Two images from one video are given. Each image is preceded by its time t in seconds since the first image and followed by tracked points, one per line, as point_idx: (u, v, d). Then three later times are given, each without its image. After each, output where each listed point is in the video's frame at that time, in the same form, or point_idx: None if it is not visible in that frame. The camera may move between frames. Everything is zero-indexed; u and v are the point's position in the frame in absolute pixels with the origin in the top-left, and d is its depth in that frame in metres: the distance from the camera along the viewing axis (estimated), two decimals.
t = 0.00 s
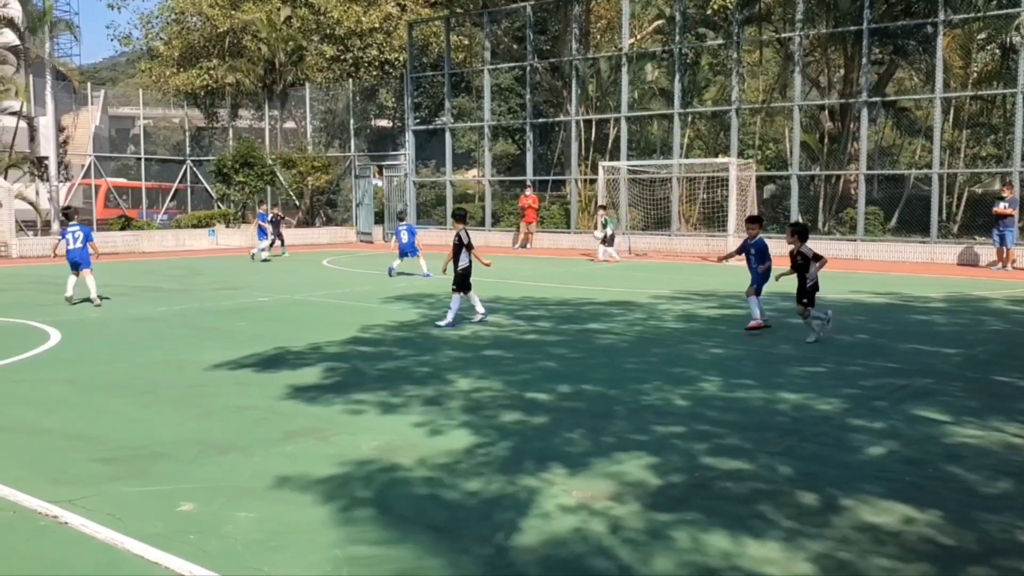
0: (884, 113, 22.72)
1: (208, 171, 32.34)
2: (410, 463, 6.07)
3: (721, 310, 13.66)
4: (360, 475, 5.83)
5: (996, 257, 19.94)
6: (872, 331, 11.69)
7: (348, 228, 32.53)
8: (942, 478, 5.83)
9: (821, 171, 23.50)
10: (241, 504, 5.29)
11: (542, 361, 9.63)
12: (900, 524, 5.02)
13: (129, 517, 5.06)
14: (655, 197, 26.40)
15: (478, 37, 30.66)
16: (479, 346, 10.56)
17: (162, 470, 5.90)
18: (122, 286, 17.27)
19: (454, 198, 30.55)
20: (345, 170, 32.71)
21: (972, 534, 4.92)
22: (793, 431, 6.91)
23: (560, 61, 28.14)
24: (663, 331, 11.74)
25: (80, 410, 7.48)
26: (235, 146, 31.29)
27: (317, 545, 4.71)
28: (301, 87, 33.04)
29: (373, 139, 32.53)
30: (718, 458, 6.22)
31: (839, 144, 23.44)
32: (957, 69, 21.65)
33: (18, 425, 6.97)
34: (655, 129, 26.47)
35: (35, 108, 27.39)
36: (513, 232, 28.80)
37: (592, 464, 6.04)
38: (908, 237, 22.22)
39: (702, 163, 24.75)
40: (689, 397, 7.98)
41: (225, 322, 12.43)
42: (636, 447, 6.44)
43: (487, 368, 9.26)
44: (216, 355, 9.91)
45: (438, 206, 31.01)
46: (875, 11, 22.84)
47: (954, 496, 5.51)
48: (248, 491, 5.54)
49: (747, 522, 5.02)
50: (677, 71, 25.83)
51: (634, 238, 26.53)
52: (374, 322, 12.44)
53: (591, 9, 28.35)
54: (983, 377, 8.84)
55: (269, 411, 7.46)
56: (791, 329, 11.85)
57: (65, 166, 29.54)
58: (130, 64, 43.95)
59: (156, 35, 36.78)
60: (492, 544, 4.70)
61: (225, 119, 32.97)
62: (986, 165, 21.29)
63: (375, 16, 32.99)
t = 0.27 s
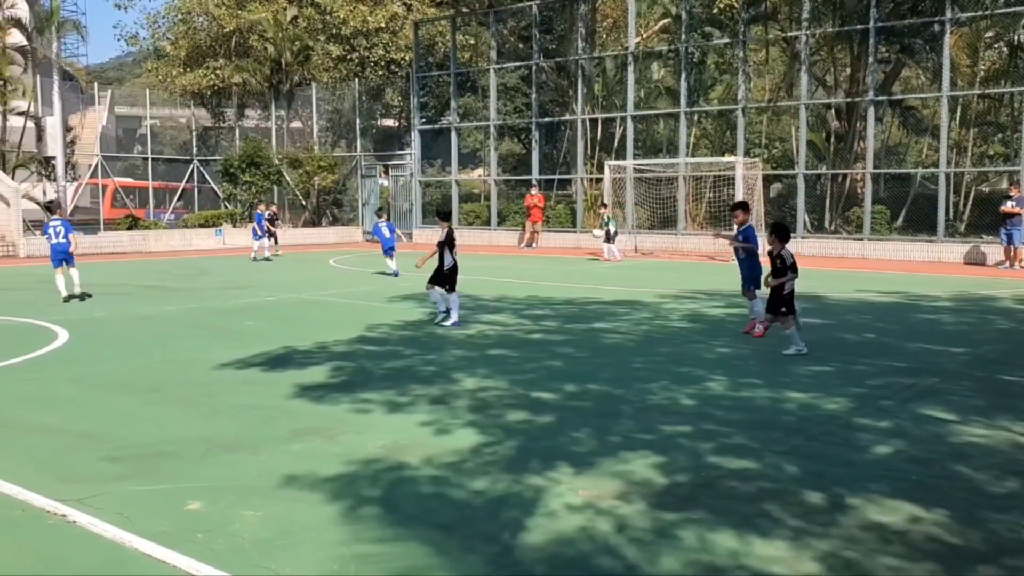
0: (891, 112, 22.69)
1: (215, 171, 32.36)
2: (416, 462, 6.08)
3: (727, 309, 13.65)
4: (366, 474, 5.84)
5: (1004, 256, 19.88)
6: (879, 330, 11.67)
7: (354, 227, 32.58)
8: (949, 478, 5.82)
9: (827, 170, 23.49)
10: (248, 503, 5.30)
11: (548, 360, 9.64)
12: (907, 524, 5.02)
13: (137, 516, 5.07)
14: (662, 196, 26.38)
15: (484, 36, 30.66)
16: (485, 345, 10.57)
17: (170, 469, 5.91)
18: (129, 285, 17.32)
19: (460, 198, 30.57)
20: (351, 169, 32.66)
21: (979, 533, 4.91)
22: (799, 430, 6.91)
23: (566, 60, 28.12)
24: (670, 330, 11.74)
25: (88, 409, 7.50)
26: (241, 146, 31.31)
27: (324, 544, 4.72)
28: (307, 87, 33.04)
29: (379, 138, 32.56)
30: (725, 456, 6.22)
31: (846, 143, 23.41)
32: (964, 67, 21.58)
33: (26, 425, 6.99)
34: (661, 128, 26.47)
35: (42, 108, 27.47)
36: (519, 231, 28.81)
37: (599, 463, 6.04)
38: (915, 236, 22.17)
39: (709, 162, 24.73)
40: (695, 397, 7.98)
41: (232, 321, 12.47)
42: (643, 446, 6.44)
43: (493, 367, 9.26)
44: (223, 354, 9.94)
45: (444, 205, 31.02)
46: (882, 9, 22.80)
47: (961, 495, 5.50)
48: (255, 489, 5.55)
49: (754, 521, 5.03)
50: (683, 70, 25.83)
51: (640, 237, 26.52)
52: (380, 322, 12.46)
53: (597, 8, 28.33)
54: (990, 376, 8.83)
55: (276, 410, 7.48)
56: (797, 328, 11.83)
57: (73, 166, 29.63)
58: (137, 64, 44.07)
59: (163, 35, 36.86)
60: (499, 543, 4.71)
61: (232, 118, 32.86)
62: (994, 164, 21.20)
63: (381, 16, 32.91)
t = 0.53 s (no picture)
0: (897, 111, 22.62)
1: (221, 171, 32.38)
2: (423, 462, 6.09)
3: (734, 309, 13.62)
4: (373, 473, 5.84)
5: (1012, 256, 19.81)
6: (886, 330, 11.65)
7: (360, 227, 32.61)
8: (956, 477, 5.81)
9: (834, 170, 23.45)
10: (255, 502, 5.31)
11: (554, 360, 9.63)
12: (915, 524, 5.01)
13: (145, 515, 5.09)
14: (668, 196, 26.37)
15: (490, 36, 30.67)
16: (491, 345, 10.57)
17: (178, 468, 5.94)
18: (136, 285, 17.36)
19: (465, 198, 30.59)
20: (357, 169, 32.77)
21: (987, 533, 4.90)
22: (806, 430, 6.90)
23: (572, 60, 28.13)
24: (676, 330, 11.73)
25: (96, 409, 7.53)
26: (248, 146, 31.41)
27: (331, 543, 4.73)
28: (314, 87, 33.06)
29: (385, 138, 32.60)
30: (731, 457, 6.22)
31: (852, 142, 23.38)
32: (971, 66, 21.52)
33: (34, 424, 7.01)
34: (667, 127, 26.46)
35: (50, 108, 27.53)
36: (525, 231, 28.82)
37: (606, 463, 6.04)
38: (922, 236, 22.11)
39: (715, 162, 24.71)
40: (702, 397, 7.97)
41: (239, 320, 12.48)
42: (649, 446, 6.44)
43: (500, 367, 9.26)
44: (230, 354, 9.95)
45: (450, 206, 31.04)
46: (889, 9, 22.77)
47: (969, 495, 5.48)
48: (262, 489, 5.57)
49: (761, 521, 5.03)
50: (689, 70, 25.83)
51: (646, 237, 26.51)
52: (386, 322, 12.47)
53: (603, 8, 28.33)
54: (997, 376, 8.80)
55: (284, 409, 7.49)
56: (804, 328, 11.81)
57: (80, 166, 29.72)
58: (144, 64, 44.16)
59: (170, 35, 36.96)
60: (505, 542, 4.72)
61: (239, 119, 32.86)
62: (1001, 163, 20.98)
63: (387, 16, 33.01)
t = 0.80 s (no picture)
0: (905, 110, 22.52)
1: (228, 170, 32.37)
2: (429, 461, 6.08)
3: (741, 309, 13.59)
4: (379, 473, 5.84)
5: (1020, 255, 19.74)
6: (893, 330, 11.61)
7: (367, 227, 32.62)
8: (964, 477, 5.79)
9: (840, 169, 23.40)
10: (262, 501, 5.32)
11: (560, 360, 9.62)
12: (922, 524, 4.99)
13: (151, 514, 5.09)
14: (674, 195, 26.33)
15: (496, 35, 30.66)
16: (498, 344, 10.56)
17: (184, 467, 5.94)
18: (143, 285, 17.38)
19: (471, 197, 30.60)
20: (363, 169, 32.74)
21: (995, 533, 4.88)
22: (813, 430, 6.88)
23: (578, 59, 28.10)
24: (683, 329, 11.70)
25: (103, 408, 7.54)
26: (255, 146, 31.41)
27: (338, 543, 4.72)
28: (320, 87, 33.12)
29: (392, 138, 32.60)
30: (738, 457, 6.20)
31: (859, 142, 23.31)
32: (979, 65, 21.45)
33: (41, 423, 7.02)
34: (674, 126, 26.44)
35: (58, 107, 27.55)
36: (531, 230, 28.80)
37: (612, 463, 6.03)
38: (930, 235, 22.05)
39: (722, 161, 24.67)
40: (709, 396, 7.95)
41: (245, 320, 12.49)
42: (656, 446, 6.42)
43: (506, 367, 9.25)
44: (237, 353, 9.97)
45: (456, 205, 31.04)
46: (896, 7, 22.70)
47: (976, 496, 5.46)
48: (268, 488, 5.57)
49: (768, 521, 5.01)
50: (696, 68, 25.79)
51: (653, 236, 26.48)
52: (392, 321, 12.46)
53: (610, 6, 28.33)
54: (1005, 376, 8.76)
55: (290, 409, 7.50)
56: (811, 328, 11.77)
57: (87, 166, 29.74)
58: (151, 63, 44.25)
59: (177, 35, 37.03)
60: (511, 542, 4.71)
61: (245, 118, 33.01)
62: (1009, 162, 20.91)
63: (393, 15, 33.01)
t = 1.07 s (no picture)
0: (922, 107, 22.41)
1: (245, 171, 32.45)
2: (445, 460, 6.09)
3: (757, 308, 13.54)
4: (396, 471, 5.86)
5: None
6: (911, 329, 11.54)
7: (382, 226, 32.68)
8: (983, 477, 5.76)
9: (857, 167, 23.27)
10: (279, 500, 5.34)
11: (576, 359, 9.61)
12: (940, 524, 4.97)
13: (170, 513, 5.13)
14: (690, 193, 26.26)
15: (511, 34, 30.69)
16: (513, 344, 10.56)
17: (203, 466, 5.98)
18: (161, 285, 17.48)
19: (486, 196, 30.63)
20: (379, 169, 33.08)
21: (1014, 534, 4.85)
22: (830, 429, 6.85)
23: (593, 58, 28.06)
24: (699, 328, 11.67)
25: (121, 407, 7.58)
26: (271, 147, 31.46)
27: (354, 541, 4.75)
28: (336, 87, 33.46)
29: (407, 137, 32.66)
30: (755, 456, 6.18)
31: (876, 140, 23.18)
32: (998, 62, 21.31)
33: (61, 423, 7.07)
34: (689, 125, 26.37)
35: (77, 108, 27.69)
36: (546, 229, 28.80)
37: (628, 463, 6.03)
38: (948, 233, 21.91)
39: (738, 159, 24.58)
40: (725, 396, 7.93)
41: (262, 320, 12.54)
42: (672, 446, 6.41)
43: (522, 366, 9.25)
44: (254, 352, 10.02)
45: (471, 204, 31.08)
46: (914, 4, 22.57)
47: (995, 495, 5.43)
48: (285, 486, 5.59)
49: (785, 521, 5.00)
50: (711, 67, 25.71)
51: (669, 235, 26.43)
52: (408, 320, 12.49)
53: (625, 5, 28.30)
54: None
55: (307, 408, 7.53)
56: (828, 327, 11.72)
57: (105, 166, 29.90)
58: (168, 65, 44.51)
59: (193, 36, 37.22)
60: (528, 541, 4.72)
61: (262, 119, 33.05)
62: None
63: (408, 15, 32.99)
